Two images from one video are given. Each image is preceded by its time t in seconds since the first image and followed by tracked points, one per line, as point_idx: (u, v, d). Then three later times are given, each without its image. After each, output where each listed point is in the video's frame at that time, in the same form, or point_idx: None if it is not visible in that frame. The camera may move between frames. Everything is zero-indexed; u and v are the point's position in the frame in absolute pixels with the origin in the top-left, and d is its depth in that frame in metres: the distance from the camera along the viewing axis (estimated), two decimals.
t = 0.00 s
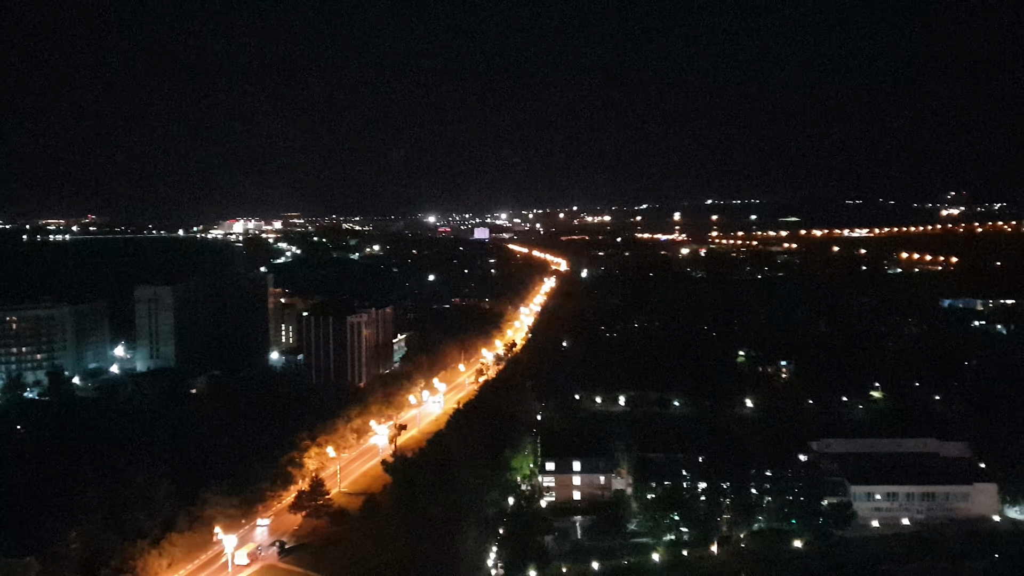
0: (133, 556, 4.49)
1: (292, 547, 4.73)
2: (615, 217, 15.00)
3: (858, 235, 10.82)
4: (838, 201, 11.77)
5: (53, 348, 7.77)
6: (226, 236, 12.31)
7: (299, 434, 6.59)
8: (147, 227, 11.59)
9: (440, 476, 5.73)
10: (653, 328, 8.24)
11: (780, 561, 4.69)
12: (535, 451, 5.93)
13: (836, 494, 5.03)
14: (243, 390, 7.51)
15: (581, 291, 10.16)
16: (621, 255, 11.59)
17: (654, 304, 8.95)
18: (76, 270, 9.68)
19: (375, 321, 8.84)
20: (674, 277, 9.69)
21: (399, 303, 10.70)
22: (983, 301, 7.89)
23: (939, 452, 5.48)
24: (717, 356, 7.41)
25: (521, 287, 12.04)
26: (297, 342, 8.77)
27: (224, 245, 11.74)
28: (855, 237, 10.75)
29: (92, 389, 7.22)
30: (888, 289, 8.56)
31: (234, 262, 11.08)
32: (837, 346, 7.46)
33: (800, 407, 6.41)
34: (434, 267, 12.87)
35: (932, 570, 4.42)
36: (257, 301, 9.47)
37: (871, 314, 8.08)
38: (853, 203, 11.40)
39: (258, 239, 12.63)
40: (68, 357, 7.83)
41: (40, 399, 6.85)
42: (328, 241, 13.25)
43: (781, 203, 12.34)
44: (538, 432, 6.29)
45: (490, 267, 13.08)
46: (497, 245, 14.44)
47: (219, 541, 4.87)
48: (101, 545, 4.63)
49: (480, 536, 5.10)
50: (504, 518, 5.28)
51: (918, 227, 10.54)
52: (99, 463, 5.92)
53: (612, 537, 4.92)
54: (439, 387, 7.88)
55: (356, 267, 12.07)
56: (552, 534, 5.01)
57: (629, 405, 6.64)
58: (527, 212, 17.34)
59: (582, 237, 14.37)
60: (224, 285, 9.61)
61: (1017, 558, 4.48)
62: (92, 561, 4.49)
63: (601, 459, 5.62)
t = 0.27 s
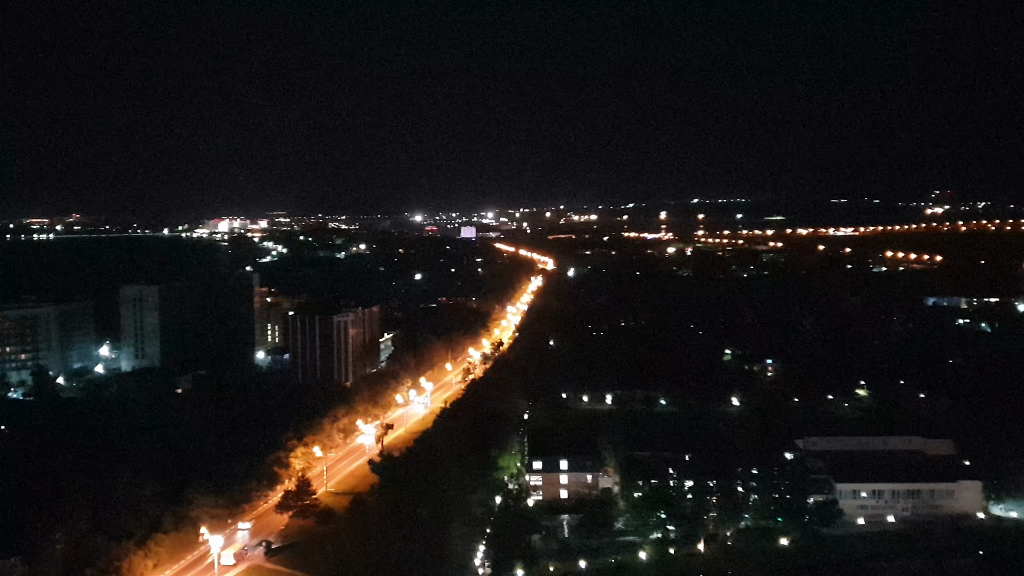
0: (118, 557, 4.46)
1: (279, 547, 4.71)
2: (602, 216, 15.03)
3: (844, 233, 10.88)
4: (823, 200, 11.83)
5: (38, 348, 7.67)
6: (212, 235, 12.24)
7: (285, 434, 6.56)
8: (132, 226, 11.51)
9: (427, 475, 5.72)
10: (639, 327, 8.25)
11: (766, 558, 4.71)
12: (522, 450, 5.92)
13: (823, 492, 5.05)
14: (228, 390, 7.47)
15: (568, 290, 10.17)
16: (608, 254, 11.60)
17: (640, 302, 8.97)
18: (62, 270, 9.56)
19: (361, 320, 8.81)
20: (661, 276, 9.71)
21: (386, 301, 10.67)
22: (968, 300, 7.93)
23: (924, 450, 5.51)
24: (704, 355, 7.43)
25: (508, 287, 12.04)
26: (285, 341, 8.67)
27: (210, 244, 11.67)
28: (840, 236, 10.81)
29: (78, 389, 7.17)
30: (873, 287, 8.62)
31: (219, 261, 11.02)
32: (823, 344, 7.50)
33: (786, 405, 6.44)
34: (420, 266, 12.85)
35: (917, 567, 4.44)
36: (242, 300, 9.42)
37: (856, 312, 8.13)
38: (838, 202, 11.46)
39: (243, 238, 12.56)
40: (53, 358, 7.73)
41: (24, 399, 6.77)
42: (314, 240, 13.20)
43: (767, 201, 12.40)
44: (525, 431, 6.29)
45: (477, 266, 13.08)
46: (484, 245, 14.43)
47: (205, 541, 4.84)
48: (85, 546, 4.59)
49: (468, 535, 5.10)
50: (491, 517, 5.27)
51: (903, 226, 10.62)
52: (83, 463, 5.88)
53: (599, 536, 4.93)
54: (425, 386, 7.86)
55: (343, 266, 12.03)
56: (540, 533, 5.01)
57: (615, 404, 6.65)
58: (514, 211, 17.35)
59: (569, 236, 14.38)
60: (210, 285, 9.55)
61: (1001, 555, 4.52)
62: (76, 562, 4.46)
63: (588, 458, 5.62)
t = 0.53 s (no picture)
0: (100, 559, 4.43)
1: (262, 548, 4.69)
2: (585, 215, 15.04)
3: (826, 232, 10.95)
4: (805, 199, 11.90)
5: (17, 349, 7.49)
6: (194, 234, 12.12)
7: (268, 434, 6.53)
8: (112, 226, 11.40)
9: (412, 474, 5.71)
10: (623, 326, 8.26)
11: (750, 556, 4.73)
12: (507, 450, 5.92)
13: (806, 489, 5.07)
14: (211, 388, 7.41)
15: (552, 289, 10.17)
16: (591, 254, 11.61)
17: (624, 301, 8.99)
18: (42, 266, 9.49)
19: (345, 320, 8.77)
20: (645, 275, 9.73)
21: (369, 300, 10.63)
22: (950, 298, 8.04)
23: (906, 447, 5.55)
24: (687, 354, 7.45)
25: (492, 287, 12.02)
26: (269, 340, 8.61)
27: (191, 242, 11.58)
28: (822, 235, 10.87)
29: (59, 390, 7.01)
30: (854, 286, 8.67)
31: (201, 261, 10.95)
32: (806, 342, 7.54)
33: (769, 402, 6.47)
34: (404, 265, 12.81)
35: (899, 564, 4.47)
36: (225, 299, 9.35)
37: (838, 310, 8.18)
38: (820, 201, 11.53)
39: (225, 237, 12.47)
40: (33, 359, 7.57)
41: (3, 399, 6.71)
42: (296, 239, 13.11)
43: (749, 200, 12.45)
44: (509, 430, 6.28)
45: (461, 265, 13.05)
46: (468, 244, 14.41)
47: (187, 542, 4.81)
48: (66, 548, 4.55)
49: (452, 534, 5.09)
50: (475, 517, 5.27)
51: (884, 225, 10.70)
52: (64, 464, 5.82)
53: (583, 534, 4.93)
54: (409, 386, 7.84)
55: (326, 265, 11.97)
56: (524, 532, 5.01)
57: (600, 402, 6.66)
58: (498, 210, 17.33)
59: (553, 235, 14.38)
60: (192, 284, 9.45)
61: (981, 552, 4.56)
62: (57, 565, 4.42)
63: (573, 456, 5.63)
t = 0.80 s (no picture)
0: (77, 562, 4.39)
1: (241, 550, 4.66)
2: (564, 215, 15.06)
3: (802, 232, 11.04)
4: (782, 198, 11.99)
5: None
6: (170, 234, 11.92)
7: (246, 436, 6.48)
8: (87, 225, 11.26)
9: (391, 474, 5.70)
10: (602, 325, 8.28)
11: (728, 553, 4.75)
12: (486, 450, 5.92)
13: (784, 487, 5.11)
14: (188, 388, 7.33)
15: (531, 289, 10.17)
16: (570, 254, 11.63)
17: (603, 301, 9.01)
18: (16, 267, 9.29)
19: (324, 320, 8.73)
20: (623, 274, 9.75)
21: (348, 300, 10.57)
22: (925, 295, 8.17)
23: (882, 444, 5.61)
24: (666, 353, 7.48)
25: (471, 287, 12.01)
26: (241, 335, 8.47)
27: (167, 242, 11.45)
28: (798, 234, 10.95)
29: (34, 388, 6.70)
30: (831, 285, 8.75)
31: (177, 262, 10.84)
32: (783, 341, 7.59)
33: (747, 401, 6.51)
34: (383, 265, 12.76)
35: (876, 562, 4.51)
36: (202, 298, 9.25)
37: (815, 309, 8.25)
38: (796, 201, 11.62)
39: (202, 237, 12.36)
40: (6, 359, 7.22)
41: None
42: (274, 239, 13.01)
43: (726, 200, 12.53)
44: (489, 431, 6.28)
45: (440, 265, 13.02)
46: (446, 244, 14.38)
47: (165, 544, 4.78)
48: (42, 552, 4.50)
49: (432, 534, 5.08)
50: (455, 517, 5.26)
51: (860, 225, 10.80)
52: (39, 467, 5.74)
53: (563, 534, 4.94)
54: (388, 386, 7.81)
55: (303, 264, 11.89)
56: (504, 532, 5.01)
57: (579, 402, 6.67)
58: (476, 210, 17.31)
59: (532, 235, 14.39)
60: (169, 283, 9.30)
61: (957, 549, 4.61)
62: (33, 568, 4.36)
63: (552, 456, 5.64)
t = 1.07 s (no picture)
0: (48, 566, 4.34)
1: (215, 551, 4.63)
2: (540, 215, 15.07)
3: (776, 231, 11.13)
4: (756, 198, 12.07)
5: None
6: (144, 233, 11.61)
7: (220, 437, 6.43)
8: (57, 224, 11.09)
9: (367, 475, 5.68)
10: (578, 324, 8.30)
11: (703, 551, 4.77)
12: (463, 450, 5.92)
13: (758, 485, 5.15)
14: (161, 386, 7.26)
15: (507, 288, 10.17)
16: (546, 253, 11.64)
17: (579, 300, 9.03)
18: None
19: (299, 320, 8.67)
20: (599, 274, 9.78)
21: (323, 300, 10.51)
22: (897, 295, 8.26)
23: (855, 442, 5.66)
24: (642, 352, 7.51)
25: (447, 287, 11.99)
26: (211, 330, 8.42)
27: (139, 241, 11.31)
28: (772, 234, 11.04)
29: None
30: (804, 284, 8.83)
31: (149, 261, 10.71)
32: (757, 340, 7.65)
33: (722, 400, 6.55)
34: (358, 264, 12.69)
35: (850, 558, 4.55)
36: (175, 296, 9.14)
37: (789, 308, 8.31)
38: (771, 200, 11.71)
39: (175, 236, 12.22)
40: None
41: None
42: (248, 238, 12.90)
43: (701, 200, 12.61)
44: (465, 430, 6.27)
45: (416, 265, 12.98)
46: (422, 243, 14.35)
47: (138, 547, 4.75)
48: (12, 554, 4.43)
49: (408, 535, 5.06)
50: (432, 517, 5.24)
51: (833, 224, 10.91)
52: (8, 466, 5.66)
53: (539, 533, 4.94)
54: (364, 386, 7.78)
55: (278, 263, 11.81)
56: (480, 531, 5.00)
57: (555, 401, 6.68)
58: (452, 210, 17.27)
59: (507, 234, 14.38)
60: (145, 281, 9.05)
61: (930, 544, 4.64)
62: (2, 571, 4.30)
63: (529, 455, 5.64)
